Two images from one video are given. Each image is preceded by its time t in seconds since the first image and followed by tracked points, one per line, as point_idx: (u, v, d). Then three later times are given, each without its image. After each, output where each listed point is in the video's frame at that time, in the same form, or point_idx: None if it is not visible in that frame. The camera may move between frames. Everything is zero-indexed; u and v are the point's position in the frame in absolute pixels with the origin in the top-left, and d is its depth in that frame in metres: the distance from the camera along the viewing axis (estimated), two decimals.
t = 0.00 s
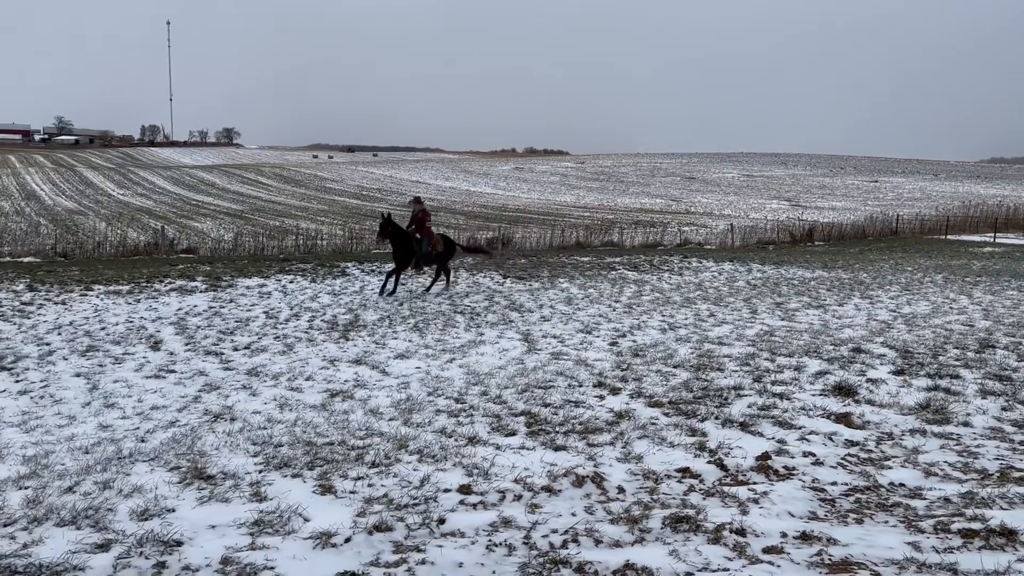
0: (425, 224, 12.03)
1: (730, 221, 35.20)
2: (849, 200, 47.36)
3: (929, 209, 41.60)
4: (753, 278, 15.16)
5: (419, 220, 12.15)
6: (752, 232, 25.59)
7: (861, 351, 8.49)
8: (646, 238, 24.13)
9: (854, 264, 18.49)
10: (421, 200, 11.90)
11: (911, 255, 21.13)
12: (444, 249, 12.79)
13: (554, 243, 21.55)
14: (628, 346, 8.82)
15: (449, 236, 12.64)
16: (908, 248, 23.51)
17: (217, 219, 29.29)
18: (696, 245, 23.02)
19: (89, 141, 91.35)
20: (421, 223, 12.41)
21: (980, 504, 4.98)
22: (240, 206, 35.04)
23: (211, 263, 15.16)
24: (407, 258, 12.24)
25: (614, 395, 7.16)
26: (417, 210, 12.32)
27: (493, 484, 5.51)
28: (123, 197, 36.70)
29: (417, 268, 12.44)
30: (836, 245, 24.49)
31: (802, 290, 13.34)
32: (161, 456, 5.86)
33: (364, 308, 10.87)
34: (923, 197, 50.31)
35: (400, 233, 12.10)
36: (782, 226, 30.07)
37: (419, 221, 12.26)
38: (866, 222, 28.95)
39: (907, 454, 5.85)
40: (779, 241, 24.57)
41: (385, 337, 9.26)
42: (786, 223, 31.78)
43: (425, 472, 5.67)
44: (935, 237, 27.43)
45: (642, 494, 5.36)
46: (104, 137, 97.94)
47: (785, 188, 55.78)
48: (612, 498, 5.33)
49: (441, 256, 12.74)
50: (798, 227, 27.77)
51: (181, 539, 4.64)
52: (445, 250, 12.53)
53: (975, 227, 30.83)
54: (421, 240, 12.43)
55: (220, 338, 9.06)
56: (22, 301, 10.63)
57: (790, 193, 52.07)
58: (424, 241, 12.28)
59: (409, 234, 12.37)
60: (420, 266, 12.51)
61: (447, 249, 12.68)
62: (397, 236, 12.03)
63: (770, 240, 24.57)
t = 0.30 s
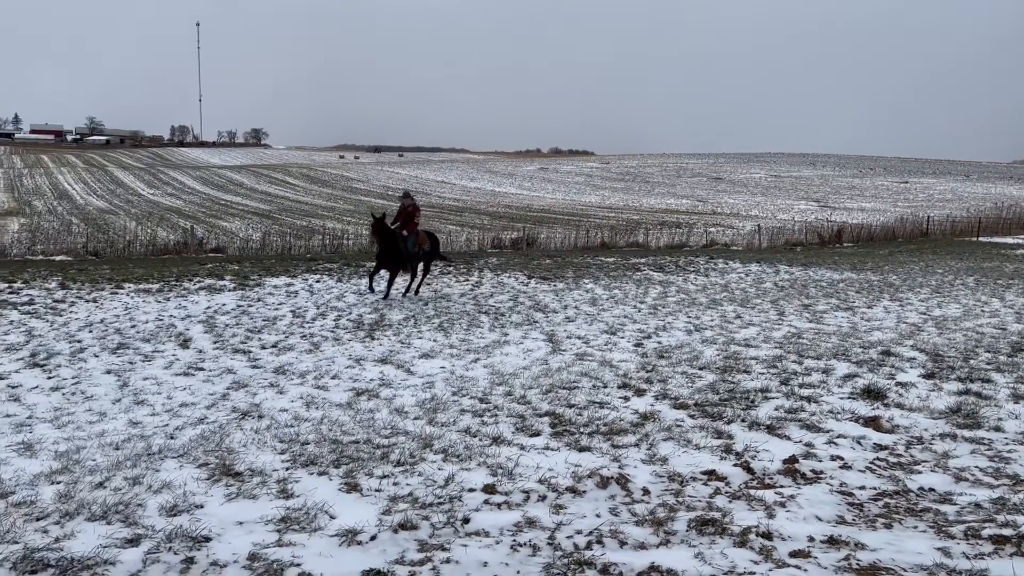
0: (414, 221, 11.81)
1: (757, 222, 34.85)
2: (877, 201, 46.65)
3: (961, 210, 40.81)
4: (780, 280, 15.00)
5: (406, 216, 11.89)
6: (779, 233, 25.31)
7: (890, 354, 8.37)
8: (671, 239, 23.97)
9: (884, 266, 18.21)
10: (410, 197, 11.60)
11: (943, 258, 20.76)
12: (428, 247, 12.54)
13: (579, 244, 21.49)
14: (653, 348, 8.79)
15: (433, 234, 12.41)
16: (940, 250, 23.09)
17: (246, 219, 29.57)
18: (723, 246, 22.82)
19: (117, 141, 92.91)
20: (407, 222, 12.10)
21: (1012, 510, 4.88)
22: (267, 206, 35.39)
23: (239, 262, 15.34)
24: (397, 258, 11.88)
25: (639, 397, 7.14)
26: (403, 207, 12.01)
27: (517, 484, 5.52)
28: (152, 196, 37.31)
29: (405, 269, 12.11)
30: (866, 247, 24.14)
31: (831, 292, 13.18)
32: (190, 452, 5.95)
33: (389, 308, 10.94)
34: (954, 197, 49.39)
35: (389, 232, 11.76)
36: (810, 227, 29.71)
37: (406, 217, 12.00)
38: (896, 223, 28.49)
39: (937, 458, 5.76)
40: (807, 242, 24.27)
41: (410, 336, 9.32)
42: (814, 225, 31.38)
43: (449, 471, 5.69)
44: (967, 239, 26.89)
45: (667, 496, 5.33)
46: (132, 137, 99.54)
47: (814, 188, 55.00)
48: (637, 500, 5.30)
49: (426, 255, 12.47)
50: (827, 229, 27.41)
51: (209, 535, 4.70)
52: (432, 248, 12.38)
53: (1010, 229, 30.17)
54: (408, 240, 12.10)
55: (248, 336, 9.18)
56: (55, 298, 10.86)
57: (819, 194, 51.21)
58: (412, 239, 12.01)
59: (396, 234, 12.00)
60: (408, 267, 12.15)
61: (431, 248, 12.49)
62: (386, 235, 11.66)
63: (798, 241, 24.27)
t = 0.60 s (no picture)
0: (403, 226, 11.14)
1: (778, 223, 34.53)
2: (899, 202, 46.02)
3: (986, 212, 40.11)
4: (801, 281, 14.88)
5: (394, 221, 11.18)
6: (800, 233, 25.06)
7: (913, 356, 8.27)
8: (691, 240, 23.83)
9: (908, 267, 17.97)
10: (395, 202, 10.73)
11: (968, 259, 20.43)
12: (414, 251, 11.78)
13: (597, 245, 21.42)
14: (672, 348, 8.75)
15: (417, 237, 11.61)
16: (964, 251, 22.73)
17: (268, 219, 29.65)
18: (743, 247, 22.65)
19: (140, 141, 93.98)
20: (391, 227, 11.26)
21: None
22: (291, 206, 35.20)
23: (260, 262, 15.48)
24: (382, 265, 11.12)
25: (657, 398, 7.12)
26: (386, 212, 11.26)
27: (535, 484, 5.52)
28: (173, 195, 37.75)
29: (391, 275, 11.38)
30: (888, 248, 23.83)
31: (853, 293, 13.03)
32: (211, 450, 6.02)
33: (407, 307, 10.99)
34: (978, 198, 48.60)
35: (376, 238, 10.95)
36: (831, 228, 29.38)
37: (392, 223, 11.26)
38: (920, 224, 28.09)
39: (959, 461, 5.69)
40: (829, 243, 24.03)
41: (428, 336, 9.35)
42: (836, 226, 31.06)
43: (467, 471, 5.71)
44: (993, 241, 26.43)
45: (686, 498, 5.31)
46: (153, 138, 100.73)
47: (835, 189, 54.40)
48: (655, 501, 5.29)
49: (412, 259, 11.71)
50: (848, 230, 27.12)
51: (230, 532, 4.75)
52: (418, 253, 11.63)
53: None
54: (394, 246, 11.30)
55: (268, 335, 9.27)
56: (79, 297, 11.01)
57: (840, 194, 50.65)
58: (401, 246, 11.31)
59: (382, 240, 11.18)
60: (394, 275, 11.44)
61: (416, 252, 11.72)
62: (375, 241, 10.83)
63: (818, 242, 24.03)
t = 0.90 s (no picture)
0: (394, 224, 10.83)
1: (789, 224, 34.37)
2: (912, 202, 45.68)
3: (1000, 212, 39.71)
4: (814, 282, 14.81)
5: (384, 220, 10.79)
6: (812, 234, 24.93)
7: (926, 357, 8.21)
8: (702, 240, 23.75)
9: (921, 268, 17.85)
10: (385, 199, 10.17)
11: (981, 260, 20.27)
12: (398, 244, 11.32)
13: (607, 245, 21.38)
14: (683, 349, 8.73)
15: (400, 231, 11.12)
16: (978, 252, 22.55)
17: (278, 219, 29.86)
18: (754, 247, 22.57)
19: (152, 142, 94.71)
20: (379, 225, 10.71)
21: None
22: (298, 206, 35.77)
23: (271, 262, 15.55)
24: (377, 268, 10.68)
25: (668, 398, 7.11)
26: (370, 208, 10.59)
27: (546, 484, 5.52)
28: (185, 195, 38.02)
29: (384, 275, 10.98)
30: (901, 249, 23.68)
31: (865, 294, 12.95)
32: (223, 449, 6.05)
33: (418, 307, 11.02)
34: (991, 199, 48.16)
35: (370, 238, 10.37)
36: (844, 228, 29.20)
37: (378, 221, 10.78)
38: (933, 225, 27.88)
39: (973, 463, 5.65)
40: (841, 244, 23.87)
41: (439, 336, 9.37)
42: (848, 226, 30.85)
43: (478, 471, 5.72)
44: (1008, 241, 26.18)
45: (696, 499, 5.29)
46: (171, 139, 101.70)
47: (847, 189, 54.02)
48: (666, 502, 5.27)
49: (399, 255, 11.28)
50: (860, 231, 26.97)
51: (241, 531, 4.78)
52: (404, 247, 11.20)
53: None
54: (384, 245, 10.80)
55: (280, 335, 9.31)
56: (92, 296, 11.10)
57: (851, 194, 50.34)
58: (387, 243, 11.09)
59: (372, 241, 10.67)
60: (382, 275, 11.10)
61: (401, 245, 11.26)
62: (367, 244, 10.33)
63: (830, 242, 23.90)
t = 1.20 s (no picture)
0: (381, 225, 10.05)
1: (790, 224, 34.37)
2: (912, 203, 45.66)
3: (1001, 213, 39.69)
4: (814, 282, 14.82)
5: (378, 225, 9.95)
6: (812, 234, 24.93)
7: (927, 358, 8.21)
8: (702, 240, 23.74)
9: (922, 268, 17.84)
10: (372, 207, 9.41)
11: (982, 260, 20.27)
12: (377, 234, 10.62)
13: (608, 245, 21.38)
14: (683, 349, 8.73)
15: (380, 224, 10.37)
16: (979, 252, 22.54)
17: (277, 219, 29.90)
18: (754, 247, 22.57)
19: (153, 142, 94.79)
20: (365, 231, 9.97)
21: None
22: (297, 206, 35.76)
23: (272, 262, 15.54)
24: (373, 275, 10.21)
25: (669, 399, 7.10)
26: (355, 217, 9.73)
27: (547, 485, 5.52)
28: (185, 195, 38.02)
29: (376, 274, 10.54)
30: (901, 249, 23.68)
31: (866, 295, 12.95)
32: (224, 449, 6.05)
33: (418, 307, 11.02)
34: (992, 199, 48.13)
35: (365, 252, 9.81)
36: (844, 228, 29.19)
37: (371, 227, 9.82)
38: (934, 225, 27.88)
39: (974, 464, 5.65)
40: (841, 244, 23.87)
41: (439, 336, 9.37)
42: (848, 227, 30.86)
43: (479, 471, 5.72)
44: (1009, 242, 26.16)
45: (697, 499, 5.29)
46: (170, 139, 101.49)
47: (848, 189, 54.00)
48: (667, 502, 5.27)
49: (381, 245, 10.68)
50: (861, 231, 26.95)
51: (242, 531, 4.78)
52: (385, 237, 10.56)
53: None
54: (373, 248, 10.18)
55: (280, 335, 9.31)
56: (92, 296, 11.10)
57: (852, 194, 50.32)
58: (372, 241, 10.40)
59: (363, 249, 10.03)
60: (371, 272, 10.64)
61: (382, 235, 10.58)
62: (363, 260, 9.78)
63: (831, 242, 23.90)
